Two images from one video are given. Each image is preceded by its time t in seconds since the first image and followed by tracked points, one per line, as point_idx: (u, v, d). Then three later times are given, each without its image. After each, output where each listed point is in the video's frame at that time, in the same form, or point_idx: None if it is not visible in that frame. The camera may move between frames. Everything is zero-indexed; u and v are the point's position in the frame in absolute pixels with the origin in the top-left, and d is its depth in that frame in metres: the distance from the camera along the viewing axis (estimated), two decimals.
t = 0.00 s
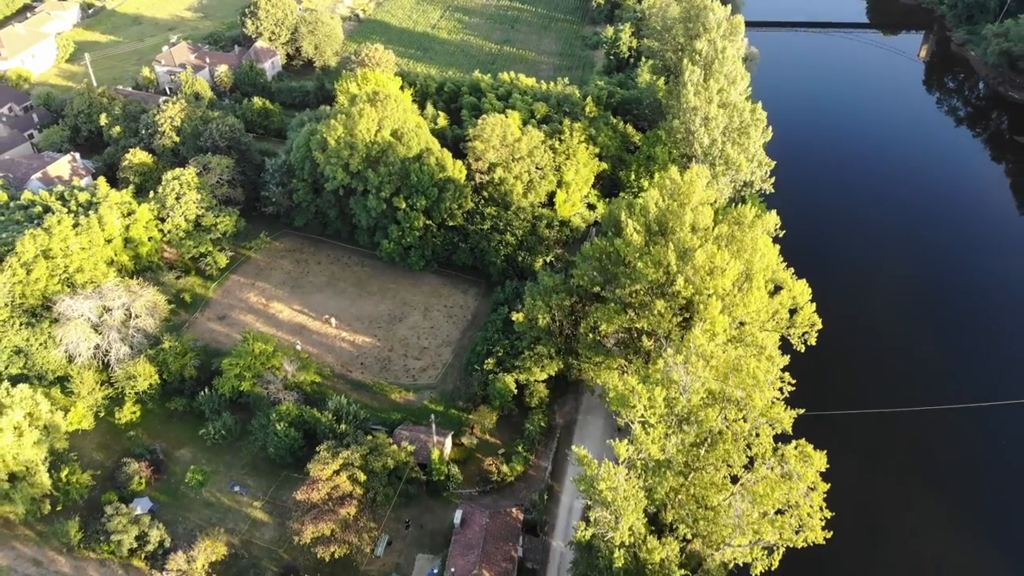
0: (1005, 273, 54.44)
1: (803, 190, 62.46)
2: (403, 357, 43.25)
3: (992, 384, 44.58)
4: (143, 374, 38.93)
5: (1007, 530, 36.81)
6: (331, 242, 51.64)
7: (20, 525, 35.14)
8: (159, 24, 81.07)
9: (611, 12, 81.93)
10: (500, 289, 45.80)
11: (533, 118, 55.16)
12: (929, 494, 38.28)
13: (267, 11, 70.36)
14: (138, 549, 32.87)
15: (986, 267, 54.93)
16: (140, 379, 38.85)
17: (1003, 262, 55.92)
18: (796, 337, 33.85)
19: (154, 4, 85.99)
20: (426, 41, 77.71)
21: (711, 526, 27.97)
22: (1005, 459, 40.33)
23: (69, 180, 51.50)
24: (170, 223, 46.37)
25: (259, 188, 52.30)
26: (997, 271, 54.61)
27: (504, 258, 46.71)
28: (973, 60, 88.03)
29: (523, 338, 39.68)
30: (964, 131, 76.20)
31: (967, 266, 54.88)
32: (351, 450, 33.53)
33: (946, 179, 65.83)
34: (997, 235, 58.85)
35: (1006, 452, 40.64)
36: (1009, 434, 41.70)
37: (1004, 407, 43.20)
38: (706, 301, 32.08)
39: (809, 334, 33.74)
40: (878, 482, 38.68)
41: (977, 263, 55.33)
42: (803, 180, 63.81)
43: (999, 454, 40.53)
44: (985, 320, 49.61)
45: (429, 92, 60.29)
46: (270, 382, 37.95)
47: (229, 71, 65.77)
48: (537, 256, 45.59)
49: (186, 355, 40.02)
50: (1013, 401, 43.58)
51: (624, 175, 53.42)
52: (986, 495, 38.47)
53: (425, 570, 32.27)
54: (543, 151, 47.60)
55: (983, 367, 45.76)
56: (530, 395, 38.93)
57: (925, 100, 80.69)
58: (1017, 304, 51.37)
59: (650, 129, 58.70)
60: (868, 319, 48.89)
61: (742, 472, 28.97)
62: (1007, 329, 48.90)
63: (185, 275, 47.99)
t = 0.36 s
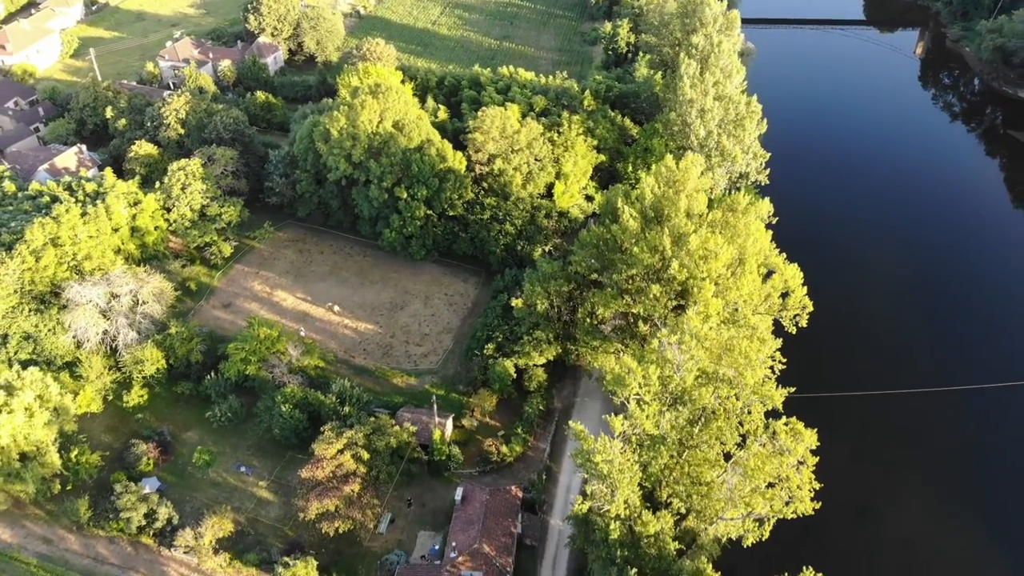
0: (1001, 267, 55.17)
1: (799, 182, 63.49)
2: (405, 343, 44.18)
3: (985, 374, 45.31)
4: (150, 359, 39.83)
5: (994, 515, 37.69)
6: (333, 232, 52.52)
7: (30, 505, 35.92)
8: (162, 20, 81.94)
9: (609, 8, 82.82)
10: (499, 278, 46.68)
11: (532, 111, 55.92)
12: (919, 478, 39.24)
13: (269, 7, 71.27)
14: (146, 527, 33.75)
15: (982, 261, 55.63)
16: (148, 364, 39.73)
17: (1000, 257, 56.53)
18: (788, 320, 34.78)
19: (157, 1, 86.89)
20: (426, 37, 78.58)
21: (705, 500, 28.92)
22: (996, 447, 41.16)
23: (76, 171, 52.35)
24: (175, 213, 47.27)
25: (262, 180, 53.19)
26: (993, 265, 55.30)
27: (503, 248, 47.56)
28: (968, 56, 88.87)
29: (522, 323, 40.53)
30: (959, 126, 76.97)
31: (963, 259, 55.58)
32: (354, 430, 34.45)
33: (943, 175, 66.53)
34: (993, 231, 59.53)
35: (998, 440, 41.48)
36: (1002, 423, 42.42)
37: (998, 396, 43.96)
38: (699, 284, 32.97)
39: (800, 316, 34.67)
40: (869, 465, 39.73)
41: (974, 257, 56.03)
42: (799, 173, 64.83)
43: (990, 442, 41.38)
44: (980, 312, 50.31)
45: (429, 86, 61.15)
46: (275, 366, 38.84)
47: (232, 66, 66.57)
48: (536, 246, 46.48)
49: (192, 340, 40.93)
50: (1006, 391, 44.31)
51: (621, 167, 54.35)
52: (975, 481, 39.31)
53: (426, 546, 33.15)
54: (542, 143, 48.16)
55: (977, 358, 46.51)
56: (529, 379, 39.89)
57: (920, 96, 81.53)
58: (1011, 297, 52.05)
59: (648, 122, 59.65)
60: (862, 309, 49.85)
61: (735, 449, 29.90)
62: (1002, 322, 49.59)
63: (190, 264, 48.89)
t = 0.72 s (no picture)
0: (995, 261, 55.80)
1: (794, 175, 64.56)
2: (406, 330, 45.10)
3: (978, 363, 46.01)
4: (158, 343, 40.73)
5: (985, 501, 38.43)
6: (336, 223, 53.46)
7: (40, 484, 36.79)
8: (165, 16, 82.81)
9: (608, 4, 83.70)
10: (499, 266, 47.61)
11: (531, 104, 56.69)
12: (912, 463, 40.02)
13: (272, 2, 72.19)
14: (155, 504, 34.64)
15: (977, 254, 56.29)
16: (155, 348, 40.61)
17: (995, 250, 57.20)
18: (780, 302, 35.85)
19: None
20: (427, 33, 79.50)
21: (698, 475, 29.85)
22: (988, 434, 41.90)
23: (82, 163, 53.22)
24: (181, 202, 48.19)
25: (266, 171, 54.10)
26: (987, 259, 55.93)
27: (503, 237, 48.45)
28: (962, 52, 89.77)
29: (521, 309, 41.44)
30: (953, 121, 77.75)
31: (958, 253, 56.28)
32: (358, 410, 35.36)
33: (938, 170, 67.19)
34: (988, 225, 60.14)
35: (989, 427, 42.19)
36: (995, 411, 43.09)
37: (990, 385, 44.67)
38: (693, 267, 33.89)
39: (792, 299, 35.73)
40: (861, 450, 40.60)
41: (969, 250, 56.70)
42: (795, 167, 65.86)
43: (982, 429, 42.11)
44: (973, 304, 51.00)
45: (430, 80, 62.06)
46: (280, 350, 39.76)
47: (235, 60, 67.42)
48: (534, 234, 47.48)
49: (199, 326, 41.87)
50: (998, 380, 45.00)
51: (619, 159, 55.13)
52: (967, 468, 40.00)
53: (428, 523, 34.05)
54: (541, 135, 49.01)
55: (972, 349, 47.14)
56: (528, 363, 40.88)
57: (915, 92, 82.39)
58: (1005, 289, 52.71)
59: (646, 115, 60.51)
60: (855, 298, 50.77)
61: (728, 427, 30.81)
62: (994, 313, 50.24)
63: (195, 252, 49.80)
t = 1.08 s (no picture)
0: (990, 257, 56.61)
1: (790, 170, 65.74)
2: (408, 317, 46.01)
3: (970, 356, 46.94)
4: (164, 328, 41.61)
5: (976, 486, 39.42)
6: (338, 213, 54.38)
7: (50, 465, 37.67)
8: (168, 12, 83.71)
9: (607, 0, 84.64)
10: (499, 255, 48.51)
11: (530, 97, 57.44)
12: (905, 448, 41.07)
13: None
14: (164, 483, 35.57)
15: (971, 250, 57.17)
16: (163, 333, 41.49)
17: (990, 245, 58.11)
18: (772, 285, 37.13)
19: None
20: (427, 29, 80.40)
21: (693, 451, 30.66)
22: (981, 423, 42.89)
23: (89, 154, 54.14)
24: (187, 192, 49.15)
25: (269, 163, 55.03)
26: (983, 255, 56.72)
27: (502, 227, 49.34)
28: (957, 48, 90.68)
29: (521, 296, 42.32)
30: (948, 116, 78.54)
31: (953, 248, 57.14)
32: (362, 391, 36.32)
33: (935, 167, 67.96)
34: (983, 223, 60.88)
35: (982, 417, 43.14)
36: (988, 402, 44.03)
37: (983, 378, 45.58)
38: (687, 251, 34.82)
39: (783, 281, 37.05)
40: (856, 435, 41.69)
41: (963, 246, 57.63)
42: (792, 161, 67.02)
43: (975, 418, 43.09)
44: (967, 298, 51.86)
45: (430, 74, 62.89)
46: (285, 335, 40.70)
47: (238, 55, 68.26)
48: (533, 224, 48.37)
49: (204, 312, 42.79)
50: (991, 374, 45.86)
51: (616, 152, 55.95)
52: (959, 454, 41.00)
53: (430, 500, 34.96)
54: (540, 127, 49.94)
55: (966, 341, 48.10)
56: (527, 348, 41.80)
57: (911, 87, 83.23)
58: (1000, 285, 53.50)
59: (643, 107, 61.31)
60: (850, 290, 51.87)
61: (722, 406, 31.60)
62: (988, 307, 51.08)
63: (201, 242, 50.74)
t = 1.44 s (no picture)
0: (985, 250, 57.28)
1: (786, 163, 66.74)
2: (409, 304, 46.92)
3: (962, 346, 47.78)
4: (171, 314, 42.49)
5: (965, 469, 40.46)
6: (340, 205, 55.30)
7: (60, 446, 38.52)
8: (171, 9, 84.61)
9: None
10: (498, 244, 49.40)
11: (529, 90, 58.24)
12: (896, 431, 42.19)
13: None
14: (171, 463, 36.46)
15: (966, 242, 57.95)
16: (169, 319, 42.37)
17: (984, 237, 58.98)
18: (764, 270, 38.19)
19: None
20: (427, 25, 81.30)
21: (687, 429, 31.36)
22: (972, 407, 43.90)
23: (95, 146, 55.04)
24: (192, 183, 50.08)
25: (272, 155, 55.94)
26: (978, 249, 57.36)
27: (502, 217, 50.24)
28: (952, 44, 91.70)
29: (519, 283, 43.17)
30: (943, 111, 79.46)
31: (948, 241, 57.83)
32: (365, 374, 37.26)
33: (931, 162, 68.60)
34: (978, 216, 61.56)
35: (972, 403, 44.10)
36: (979, 389, 44.98)
37: (974, 366, 46.51)
38: (682, 236, 35.83)
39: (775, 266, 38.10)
40: (848, 419, 42.83)
41: (958, 239, 58.37)
42: (787, 155, 67.98)
43: (967, 403, 44.11)
44: (961, 290, 52.64)
45: (431, 68, 63.74)
46: (289, 321, 41.63)
47: (241, 50, 69.14)
48: (532, 214, 49.35)
49: (210, 299, 43.70)
50: (982, 364, 46.71)
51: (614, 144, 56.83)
52: (949, 437, 42.09)
53: (432, 479, 35.86)
54: (538, 120, 50.68)
55: (958, 329, 49.08)
56: (525, 333, 42.68)
57: (906, 83, 84.13)
58: (994, 278, 54.21)
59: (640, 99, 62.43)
60: (844, 281, 52.90)
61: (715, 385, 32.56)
62: (981, 299, 51.86)
63: (205, 232, 51.62)
